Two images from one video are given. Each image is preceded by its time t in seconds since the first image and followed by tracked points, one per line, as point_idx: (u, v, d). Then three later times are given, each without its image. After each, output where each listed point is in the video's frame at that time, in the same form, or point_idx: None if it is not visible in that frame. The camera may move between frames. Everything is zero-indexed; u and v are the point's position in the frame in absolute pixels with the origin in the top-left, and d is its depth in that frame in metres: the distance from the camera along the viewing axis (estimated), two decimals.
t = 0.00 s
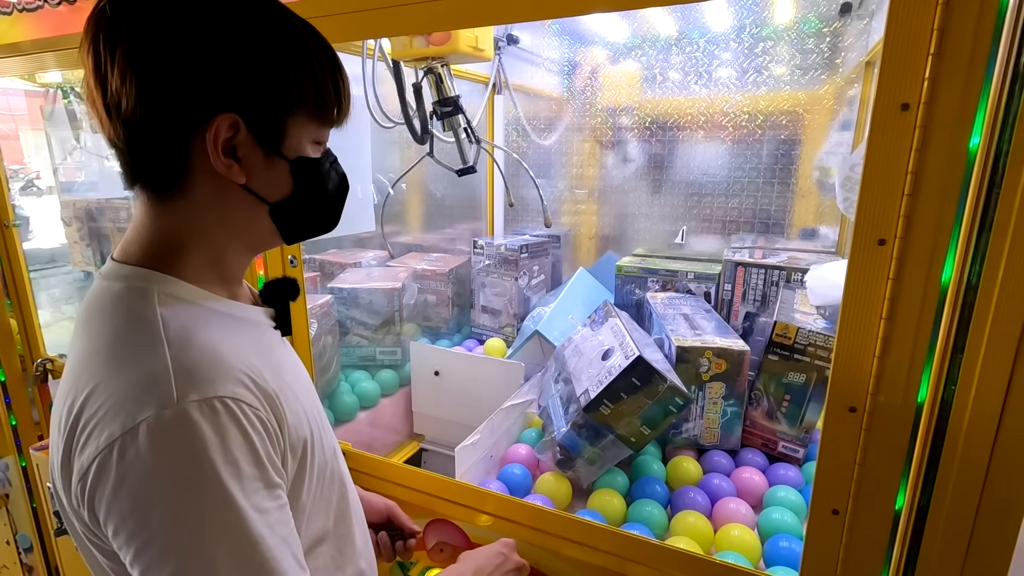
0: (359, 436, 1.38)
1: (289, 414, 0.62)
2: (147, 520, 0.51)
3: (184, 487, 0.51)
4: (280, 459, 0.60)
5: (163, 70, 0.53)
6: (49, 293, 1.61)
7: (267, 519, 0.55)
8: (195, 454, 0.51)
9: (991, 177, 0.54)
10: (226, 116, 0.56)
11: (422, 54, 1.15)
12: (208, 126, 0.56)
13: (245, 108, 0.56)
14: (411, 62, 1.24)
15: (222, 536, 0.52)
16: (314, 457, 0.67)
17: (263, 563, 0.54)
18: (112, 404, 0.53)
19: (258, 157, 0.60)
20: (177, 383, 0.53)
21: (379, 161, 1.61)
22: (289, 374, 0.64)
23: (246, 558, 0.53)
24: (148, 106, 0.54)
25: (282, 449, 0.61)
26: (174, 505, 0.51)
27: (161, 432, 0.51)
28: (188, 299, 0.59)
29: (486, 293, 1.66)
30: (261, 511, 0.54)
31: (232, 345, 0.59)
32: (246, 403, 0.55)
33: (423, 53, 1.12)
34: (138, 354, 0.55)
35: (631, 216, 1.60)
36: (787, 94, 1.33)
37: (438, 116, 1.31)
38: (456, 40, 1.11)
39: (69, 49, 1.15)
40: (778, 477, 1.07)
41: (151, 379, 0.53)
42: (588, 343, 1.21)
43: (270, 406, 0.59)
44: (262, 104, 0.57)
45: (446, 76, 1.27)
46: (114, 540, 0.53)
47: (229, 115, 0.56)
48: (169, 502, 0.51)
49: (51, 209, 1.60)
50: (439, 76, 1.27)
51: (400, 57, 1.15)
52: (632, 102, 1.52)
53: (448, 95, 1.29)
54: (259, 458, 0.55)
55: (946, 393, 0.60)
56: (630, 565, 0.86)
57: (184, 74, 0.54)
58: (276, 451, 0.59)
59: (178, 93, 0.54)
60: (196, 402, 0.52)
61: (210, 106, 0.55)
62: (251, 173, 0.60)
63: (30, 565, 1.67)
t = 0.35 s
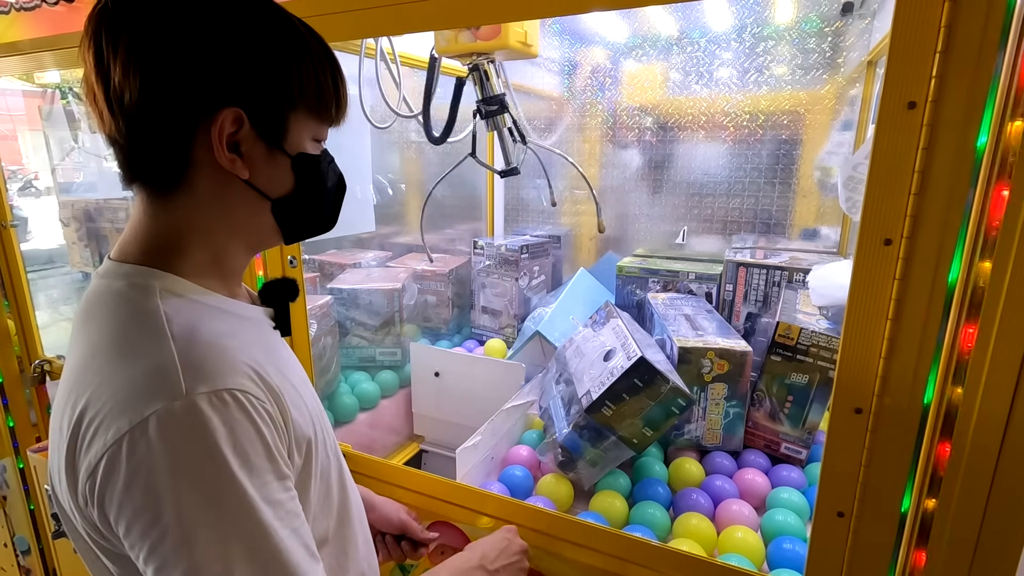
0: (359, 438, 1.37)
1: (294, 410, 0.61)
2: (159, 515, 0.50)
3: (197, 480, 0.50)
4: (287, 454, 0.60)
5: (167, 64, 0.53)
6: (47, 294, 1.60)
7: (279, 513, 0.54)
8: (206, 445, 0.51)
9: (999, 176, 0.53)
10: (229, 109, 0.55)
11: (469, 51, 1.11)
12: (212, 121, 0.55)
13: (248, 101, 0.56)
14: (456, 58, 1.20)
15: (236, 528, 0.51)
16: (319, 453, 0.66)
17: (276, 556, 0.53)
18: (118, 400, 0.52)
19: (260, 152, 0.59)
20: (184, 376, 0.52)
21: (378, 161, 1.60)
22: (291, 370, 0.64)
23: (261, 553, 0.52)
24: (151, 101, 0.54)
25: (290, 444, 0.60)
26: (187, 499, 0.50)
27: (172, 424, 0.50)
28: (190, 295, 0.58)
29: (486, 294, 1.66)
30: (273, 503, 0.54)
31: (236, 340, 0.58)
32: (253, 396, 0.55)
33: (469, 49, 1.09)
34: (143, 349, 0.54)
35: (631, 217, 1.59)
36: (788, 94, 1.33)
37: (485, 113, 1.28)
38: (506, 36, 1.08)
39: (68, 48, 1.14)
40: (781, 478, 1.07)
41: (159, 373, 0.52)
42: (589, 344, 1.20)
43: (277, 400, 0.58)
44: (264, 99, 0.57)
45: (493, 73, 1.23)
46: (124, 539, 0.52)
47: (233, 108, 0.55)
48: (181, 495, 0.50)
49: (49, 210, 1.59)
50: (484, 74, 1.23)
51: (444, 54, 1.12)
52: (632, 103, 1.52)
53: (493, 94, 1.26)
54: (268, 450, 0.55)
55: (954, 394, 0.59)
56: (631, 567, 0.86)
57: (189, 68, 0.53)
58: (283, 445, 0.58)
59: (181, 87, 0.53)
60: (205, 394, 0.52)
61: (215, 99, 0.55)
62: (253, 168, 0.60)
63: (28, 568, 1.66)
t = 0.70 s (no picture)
0: (357, 438, 1.37)
1: (289, 414, 0.61)
2: (153, 520, 0.50)
3: (191, 485, 0.50)
4: (281, 460, 0.60)
5: (174, 66, 0.53)
6: (45, 294, 1.60)
7: (271, 518, 0.54)
8: (201, 452, 0.50)
9: (997, 176, 0.53)
10: (234, 114, 0.55)
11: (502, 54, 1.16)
12: (217, 124, 0.55)
13: (253, 105, 0.56)
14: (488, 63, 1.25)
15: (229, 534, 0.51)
16: (314, 457, 0.66)
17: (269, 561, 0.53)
18: (114, 404, 0.52)
19: (264, 156, 0.59)
20: (181, 382, 0.52)
21: (377, 161, 1.59)
22: (287, 375, 0.64)
23: (253, 558, 0.53)
24: (158, 102, 0.53)
25: (284, 449, 0.60)
26: (181, 505, 0.50)
27: (167, 430, 0.50)
28: (188, 298, 0.58)
29: (485, 294, 1.65)
30: (266, 509, 0.54)
31: (234, 344, 0.58)
32: (249, 402, 0.55)
33: (503, 54, 1.14)
34: (139, 352, 0.54)
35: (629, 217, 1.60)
36: (787, 95, 1.33)
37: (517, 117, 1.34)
38: (541, 38, 1.11)
39: (66, 48, 1.14)
40: (779, 479, 1.07)
41: (155, 377, 0.52)
42: (588, 345, 1.20)
43: (272, 405, 0.58)
44: (271, 104, 0.56)
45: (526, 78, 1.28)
46: (117, 543, 0.52)
47: (238, 113, 0.55)
48: (175, 501, 0.50)
49: (46, 210, 1.59)
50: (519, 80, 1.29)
51: (478, 58, 1.18)
52: (630, 103, 1.51)
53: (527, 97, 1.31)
54: (263, 456, 0.55)
55: (952, 395, 0.59)
56: (628, 568, 0.86)
57: (196, 71, 0.53)
58: (277, 451, 0.58)
59: (189, 90, 0.53)
60: (201, 400, 0.52)
61: (221, 103, 0.55)
62: (257, 172, 0.60)
63: (26, 568, 1.66)
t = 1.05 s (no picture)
0: (354, 439, 1.37)
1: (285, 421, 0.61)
2: (147, 529, 0.50)
3: (187, 496, 0.50)
4: (275, 468, 0.60)
5: (179, 70, 0.52)
6: (42, 294, 1.60)
7: (264, 529, 0.55)
8: (197, 462, 0.50)
9: (990, 176, 0.53)
10: (239, 122, 0.55)
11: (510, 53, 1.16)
12: (221, 131, 0.55)
13: (258, 113, 0.55)
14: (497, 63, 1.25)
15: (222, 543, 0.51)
16: (307, 464, 0.66)
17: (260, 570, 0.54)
18: (111, 410, 0.51)
19: (267, 165, 0.59)
20: (180, 391, 0.52)
21: (374, 161, 1.59)
22: (284, 381, 0.64)
23: (244, 567, 0.53)
24: (167, 106, 0.53)
25: (279, 457, 0.60)
26: (175, 515, 0.50)
27: (164, 439, 0.50)
28: (187, 304, 0.58)
29: (482, 294, 1.65)
30: (259, 520, 0.54)
31: (232, 352, 0.58)
32: (247, 412, 0.55)
33: (511, 52, 1.14)
34: (138, 358, 0.53)
35: (626, 217, 1.60)
36: (784, 95, 1.33)
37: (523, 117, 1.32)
38: (548, 38, 1.11)
39: (62, 48, 1.14)
40: (775, 479, 1.07)
41: (153, 385, 0.52)
42: (584, 345, 1.20)
43: (269, 414, 0.58)
44: (277, 112, 0.56)
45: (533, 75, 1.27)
46: (110, 549, 0.52)
47: (242, 121, 0.55)
48: (170, 510, 0.50)
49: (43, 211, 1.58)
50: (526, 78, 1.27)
51: (485, 57, 1.18)
52: (627, 103, 1.51)
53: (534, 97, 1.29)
54: (258, 466, 0.55)
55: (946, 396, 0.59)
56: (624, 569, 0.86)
57: (201, 75, 0.53)
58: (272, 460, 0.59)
59: (195, 95, 0.53)
60: (200, 410, 0.52)
61: (226, 109, 0.54)
62: (258, 179, 0.59)
63: (22, 569, 1.66)
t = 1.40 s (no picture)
0: (352, 441, 1.36)
1: (280, 425, 0.61)
2: (142, 533, 0.49)
3: (182, 499, 0.49)
4: (269, 471, 0.59)
5: (178, 69, 0.52)
6: (40, 295, 1.59)
7: (260, 533, 0.54)
8: (192, 465, 0.50)
9: (995, 177, 0.52)
10: (232, 131, 0.53)
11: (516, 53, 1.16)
12: (213, 138, 0.54)
13: (252, 122, 0.54)
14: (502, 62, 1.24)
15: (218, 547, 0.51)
16: (301, 469, 0.66)
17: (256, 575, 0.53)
18: (104, 414, 0.51)
19: (262, 173, 0.57)
20: (173, 395, 0.51)
21: (373, 162, 1.58)
22: (278, 384, 0.63)
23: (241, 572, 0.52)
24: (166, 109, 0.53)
25: (273, 460, 0.60)
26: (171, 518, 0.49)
27: (157, 443, 0.49)
28: (182, 307, 0.57)
29: (481, 295, 1.64)
30: (254, 523, 0.53)
31: (227, 355, 0.58)
32: (241, 414, 0.54)
33: (520, 49, 1.14)
34: (132, 362, 0.53)
35: (625, 218, 1.59)
36: (783, 95, 1.32)
37: (525, 121, 1.32)
38: (558, 36, 1.11)
39: (59, 48, 1.13)
40: (776, 481, 1.06)
41: (147, 389, 0.51)
42: (584, 346, 1.19)
43: (263, 417, 0.58)
44: (275, 122, 0.55)
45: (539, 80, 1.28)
46: (106, 554, 0.51)
47: (236, 129, 0.53)
48: (165, 514, 0.49)
49: (41, 211, 1.57)
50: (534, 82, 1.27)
51: (492, 54, 1.18)
52: (627, 103, 1.51)
53: (538, 102, 1.30)
54: (253, 468, 0.55)
55: (949, 398, 0.58)
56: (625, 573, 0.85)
57: (223, 85, 0.52)
58: (267, 463, 0.58)
59: (193, 98, 0.52)
60: (193, 413, 0.51)
61: (220, 118, 0.53)
62: (252, 188, 0.58)
63: (19, 571, 1.66)
